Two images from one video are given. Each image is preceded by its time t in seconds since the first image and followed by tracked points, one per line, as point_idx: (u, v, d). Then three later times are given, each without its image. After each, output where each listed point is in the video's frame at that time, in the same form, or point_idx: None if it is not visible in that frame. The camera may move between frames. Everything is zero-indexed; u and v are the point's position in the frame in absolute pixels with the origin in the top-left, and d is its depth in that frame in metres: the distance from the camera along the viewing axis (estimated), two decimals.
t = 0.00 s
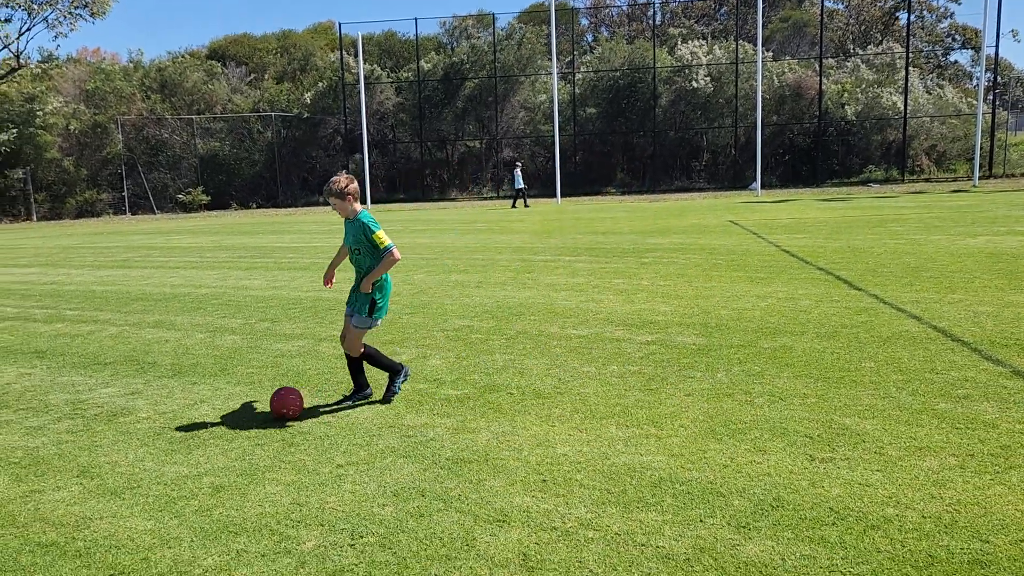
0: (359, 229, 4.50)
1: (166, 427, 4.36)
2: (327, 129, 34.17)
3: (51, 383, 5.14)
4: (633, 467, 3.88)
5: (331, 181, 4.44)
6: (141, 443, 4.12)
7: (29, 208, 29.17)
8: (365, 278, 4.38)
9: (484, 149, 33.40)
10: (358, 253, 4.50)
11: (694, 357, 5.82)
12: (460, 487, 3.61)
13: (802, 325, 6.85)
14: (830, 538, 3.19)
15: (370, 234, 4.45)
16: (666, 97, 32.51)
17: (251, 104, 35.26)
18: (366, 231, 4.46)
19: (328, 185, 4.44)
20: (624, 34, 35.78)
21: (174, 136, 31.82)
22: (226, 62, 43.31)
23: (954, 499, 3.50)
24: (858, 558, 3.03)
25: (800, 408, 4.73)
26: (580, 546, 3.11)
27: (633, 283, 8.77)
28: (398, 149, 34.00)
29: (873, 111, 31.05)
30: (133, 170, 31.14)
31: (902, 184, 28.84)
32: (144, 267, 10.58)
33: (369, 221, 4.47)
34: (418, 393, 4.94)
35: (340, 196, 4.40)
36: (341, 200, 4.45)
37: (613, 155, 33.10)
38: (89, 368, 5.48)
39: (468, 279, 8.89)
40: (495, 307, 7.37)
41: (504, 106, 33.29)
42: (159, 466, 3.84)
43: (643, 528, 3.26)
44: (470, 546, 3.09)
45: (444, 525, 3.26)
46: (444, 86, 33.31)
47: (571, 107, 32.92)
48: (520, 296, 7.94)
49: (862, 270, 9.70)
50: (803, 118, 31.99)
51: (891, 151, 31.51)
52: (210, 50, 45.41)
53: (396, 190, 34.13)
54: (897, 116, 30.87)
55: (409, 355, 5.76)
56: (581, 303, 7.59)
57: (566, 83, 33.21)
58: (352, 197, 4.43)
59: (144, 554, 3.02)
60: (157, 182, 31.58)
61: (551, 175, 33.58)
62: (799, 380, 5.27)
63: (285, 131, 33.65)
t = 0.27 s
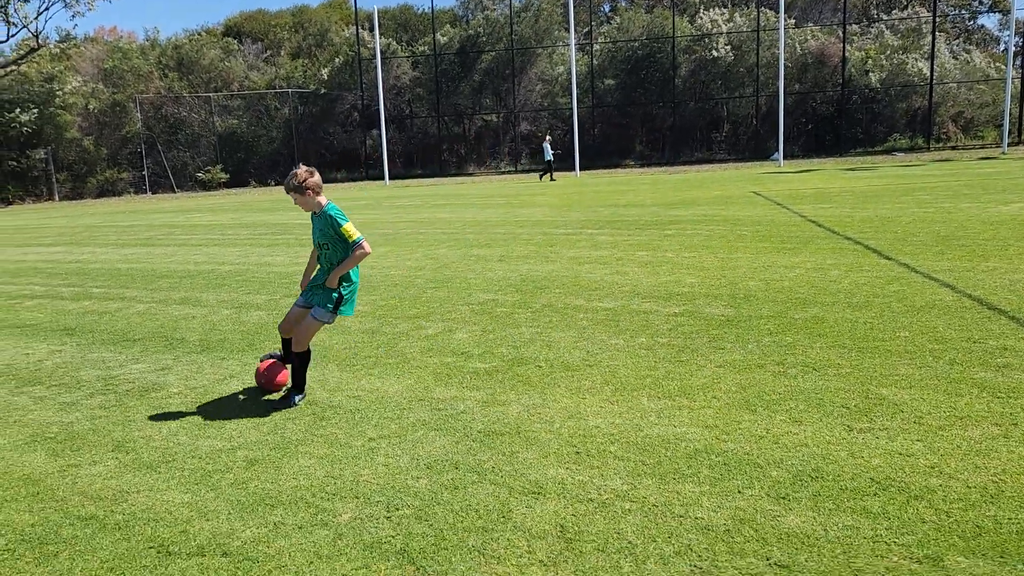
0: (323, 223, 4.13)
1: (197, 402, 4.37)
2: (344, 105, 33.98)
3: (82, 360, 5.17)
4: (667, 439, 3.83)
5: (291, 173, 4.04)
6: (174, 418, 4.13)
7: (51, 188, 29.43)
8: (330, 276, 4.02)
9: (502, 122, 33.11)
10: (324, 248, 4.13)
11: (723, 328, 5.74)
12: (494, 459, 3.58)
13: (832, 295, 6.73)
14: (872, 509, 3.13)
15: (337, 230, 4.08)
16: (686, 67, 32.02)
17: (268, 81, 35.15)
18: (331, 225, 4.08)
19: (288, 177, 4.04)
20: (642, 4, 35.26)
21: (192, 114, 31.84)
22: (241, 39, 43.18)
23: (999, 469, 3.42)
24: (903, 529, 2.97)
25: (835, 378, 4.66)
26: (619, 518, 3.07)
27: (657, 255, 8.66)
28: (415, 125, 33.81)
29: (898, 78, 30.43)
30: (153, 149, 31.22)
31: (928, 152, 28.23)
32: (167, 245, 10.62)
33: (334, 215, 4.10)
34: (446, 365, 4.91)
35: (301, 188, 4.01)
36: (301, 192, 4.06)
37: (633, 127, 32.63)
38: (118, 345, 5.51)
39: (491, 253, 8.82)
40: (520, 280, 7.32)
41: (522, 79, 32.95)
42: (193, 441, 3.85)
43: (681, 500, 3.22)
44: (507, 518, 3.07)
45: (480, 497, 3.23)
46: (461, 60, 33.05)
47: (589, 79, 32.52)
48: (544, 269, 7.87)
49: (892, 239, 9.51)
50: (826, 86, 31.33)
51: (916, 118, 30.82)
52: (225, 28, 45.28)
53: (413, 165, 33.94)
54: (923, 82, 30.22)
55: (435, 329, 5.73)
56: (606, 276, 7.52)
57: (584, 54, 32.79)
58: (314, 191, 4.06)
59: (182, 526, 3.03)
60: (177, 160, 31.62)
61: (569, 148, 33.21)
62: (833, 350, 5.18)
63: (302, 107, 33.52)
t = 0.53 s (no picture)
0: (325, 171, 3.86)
1: (229, 372, 4.34)
2: (362, 74, 33.59)
3: (112, 332, 5.15)
4: (707, 407, 3.74)
5: (285, 118, 3.72)
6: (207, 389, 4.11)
7: (72, 161, 29.51)
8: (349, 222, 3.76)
9: (520, 89, 32.65)
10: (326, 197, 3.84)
11: (758, 294, 5.61)
12: (532, 429, 3.52)
13: (867, 260, 6.56)
14: (925, 477, 3.04)
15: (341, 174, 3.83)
16: (708, 31, 31.44)
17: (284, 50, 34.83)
18: (335, 170, 3.83)
19: (283, 123, 3.71)
20: None
21: (210, 86, 31.72)
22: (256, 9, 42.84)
23: None
24: (958, 497, 2.88)
25: (876, 343, 4.54)
26: (664, 488, 3.01)
27: (685, 221, 8.49)
28: (433, 93, 33.43)
29: (926, 38, 29.78)
30: (171, 122, 31.24)
31: (957, 114, 27.51)
32: (190, 217, 10.59)
33: (335, 159, 3.85)
34: (477, 334, 4.85)
35: (304, 133, 3.73)
36: (301, 138, 3.76)
37: (653, 93, 32.04)
38: (147, 316, 5.48)
39: (515, 221, 8.71)
40: (546, 248, 7.21)
41: (540, 45, 32.46)
42: (227, 411, 3.82)
43: (726, 469, 3.14)
44: (551, 488, 3.02)
45: (520, 466, 3.19)
46: (478, 26, 32.63)
47: (609, 44, 32.01)
48: (570, 237, 7.75)
49: (925, 203, 9.27)
50: (851, 48, 30.53)
51: (945, 80, 30.00)
52: None
53: (431, 135, 33.59)
54: (952, 42, 29.50)
55: (464, 298, 5.65)
56: (633, 242, 7.39)
57: (603, 19, 32.21)
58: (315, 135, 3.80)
59: (223, 497, 3.00)
60: (196, 132, 31.62)
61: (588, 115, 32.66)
62: (872, 315, 5.05)
63: (319, 77, 33.23)
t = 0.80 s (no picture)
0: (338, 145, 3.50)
1: (256, 344, 4.26)
2: (379, 44, 33.15)
3: (137, 304, 5.07)
4: (751, 379, 3.60)
5: (316, 84, 3.26)
6: (235, 361, 4.02)
7: (92, 135, 29.58)
8: (380, 193, 3.53)
9: (538, 58, 32.15)
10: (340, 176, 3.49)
11: (795, 262, 5.42)
12: (569, 402, 3.40)
13: (906, 226, 6.34)
14: (988, 451, 2.88)
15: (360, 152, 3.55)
16: None
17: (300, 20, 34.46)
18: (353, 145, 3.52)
19: (316, 90, 3.26)
20: None
21: (227, 57, 31.70)
22: None
23: None
24: None
25: (923, 312, 4.36)
26: (711, 463, 2.88)
27: (713, 189, 8.28)
28: (451, 62, 32.98)
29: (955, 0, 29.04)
30: (189, 94, 31.29)
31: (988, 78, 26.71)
32: (211, 188, 10.52)
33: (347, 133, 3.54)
34: (508, 305, 4.73)
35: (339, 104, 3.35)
36: (329, 107, 3.35)
37: (674, 59, 31.43)
38: (172, 289, 5.40)
39: (539, 190, 8.53)
40: (573, 217, 7.04)
41: (559, 12, 31.89)
42: (256, 384, 3.74)
43: (775, 443, 3.00)
44: (592, 464, 2.90)
45: (560, 441, 3.07)
46: None
47: (629, 11, 31.56)
48: (596, 205, 7.57)
49: (963, 167, 8.96)
50: (878, 10, 29.65)
51: (975, 43, 29.00)
52: None
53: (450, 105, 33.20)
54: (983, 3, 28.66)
55: (491, 269, 5.51)
56: (662, 210, 7.21)
57: None
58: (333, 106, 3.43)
59: (255, 472, 2.92)
60: (213, 104, 31.65)
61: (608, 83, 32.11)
62: (916, 283, 4.86)
63: (336, 47, 32.86)
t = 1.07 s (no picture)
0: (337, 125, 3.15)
1: (287, 322, 4.13)
2: (398, 14, 32.31)
3: (164, 281, 4.96)
4: (807, 357, 3.41)
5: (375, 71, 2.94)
6: (266, 340, 3.90)
7: (113, 109, 29.55)
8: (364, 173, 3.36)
9: (560, 26, 31.56)
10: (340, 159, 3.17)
11: (843, 234, 5.19)
12: (617, 382, 3.25)
13: (956, 195, 6.06)
14: None
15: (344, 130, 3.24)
16: None
17: None
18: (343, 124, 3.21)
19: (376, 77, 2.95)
20: None
21: (246, 29, 31.50)
22: None
23: None
24: None
25: (985, 286, 4.13)
26: (774, 449, 2.71)
27: (748, 158, 8.00)
28: (471, 32, 32.41)
29: None
30: (209, 67, 31.36)
31: None
32: (234, 162, 10.40)
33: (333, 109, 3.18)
34: (544, 280, 4.56)
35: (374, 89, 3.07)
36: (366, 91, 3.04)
37: (699, 27, 30.69)
38: (199, 265, 5.29)
39: (568, 161, 8.31)
40: (605, 189, 6.83)
41: None
42: (289, 364, 3.62)
43: (840, 427, 2.82)
44: (646, 449, 2.75)
45: (610, 424, 2.92)
46: None
47: None
48: (628, 176, 7.34)
49: (1009, 134, 8.60)
50: None
51: (1010, 6, 28.13)
52: None
53: (470, 76, 32.73)
54: None
55: (525, 243, 5.33)
56: (698, 181, 6.96)
57: None
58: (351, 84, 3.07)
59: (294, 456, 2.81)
60: (233, 77, 31.70)
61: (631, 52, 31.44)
62: (974, 256, 4.61)
63: (355, 18, 32.37)
